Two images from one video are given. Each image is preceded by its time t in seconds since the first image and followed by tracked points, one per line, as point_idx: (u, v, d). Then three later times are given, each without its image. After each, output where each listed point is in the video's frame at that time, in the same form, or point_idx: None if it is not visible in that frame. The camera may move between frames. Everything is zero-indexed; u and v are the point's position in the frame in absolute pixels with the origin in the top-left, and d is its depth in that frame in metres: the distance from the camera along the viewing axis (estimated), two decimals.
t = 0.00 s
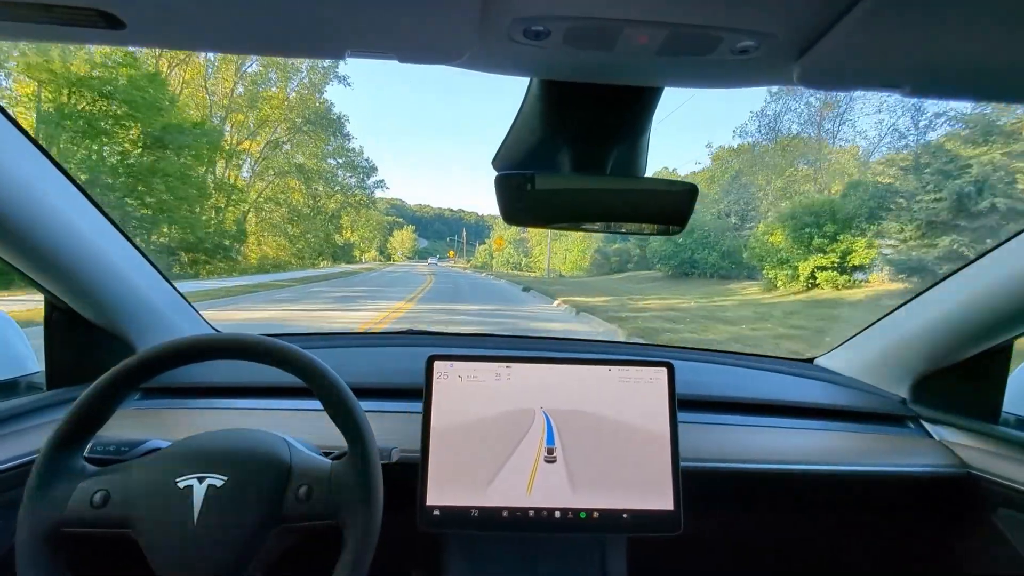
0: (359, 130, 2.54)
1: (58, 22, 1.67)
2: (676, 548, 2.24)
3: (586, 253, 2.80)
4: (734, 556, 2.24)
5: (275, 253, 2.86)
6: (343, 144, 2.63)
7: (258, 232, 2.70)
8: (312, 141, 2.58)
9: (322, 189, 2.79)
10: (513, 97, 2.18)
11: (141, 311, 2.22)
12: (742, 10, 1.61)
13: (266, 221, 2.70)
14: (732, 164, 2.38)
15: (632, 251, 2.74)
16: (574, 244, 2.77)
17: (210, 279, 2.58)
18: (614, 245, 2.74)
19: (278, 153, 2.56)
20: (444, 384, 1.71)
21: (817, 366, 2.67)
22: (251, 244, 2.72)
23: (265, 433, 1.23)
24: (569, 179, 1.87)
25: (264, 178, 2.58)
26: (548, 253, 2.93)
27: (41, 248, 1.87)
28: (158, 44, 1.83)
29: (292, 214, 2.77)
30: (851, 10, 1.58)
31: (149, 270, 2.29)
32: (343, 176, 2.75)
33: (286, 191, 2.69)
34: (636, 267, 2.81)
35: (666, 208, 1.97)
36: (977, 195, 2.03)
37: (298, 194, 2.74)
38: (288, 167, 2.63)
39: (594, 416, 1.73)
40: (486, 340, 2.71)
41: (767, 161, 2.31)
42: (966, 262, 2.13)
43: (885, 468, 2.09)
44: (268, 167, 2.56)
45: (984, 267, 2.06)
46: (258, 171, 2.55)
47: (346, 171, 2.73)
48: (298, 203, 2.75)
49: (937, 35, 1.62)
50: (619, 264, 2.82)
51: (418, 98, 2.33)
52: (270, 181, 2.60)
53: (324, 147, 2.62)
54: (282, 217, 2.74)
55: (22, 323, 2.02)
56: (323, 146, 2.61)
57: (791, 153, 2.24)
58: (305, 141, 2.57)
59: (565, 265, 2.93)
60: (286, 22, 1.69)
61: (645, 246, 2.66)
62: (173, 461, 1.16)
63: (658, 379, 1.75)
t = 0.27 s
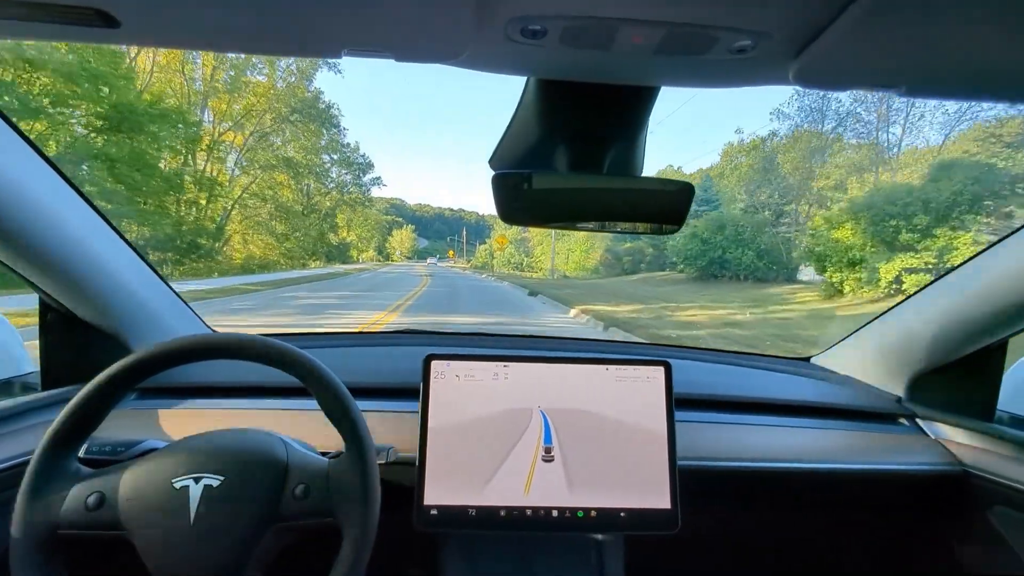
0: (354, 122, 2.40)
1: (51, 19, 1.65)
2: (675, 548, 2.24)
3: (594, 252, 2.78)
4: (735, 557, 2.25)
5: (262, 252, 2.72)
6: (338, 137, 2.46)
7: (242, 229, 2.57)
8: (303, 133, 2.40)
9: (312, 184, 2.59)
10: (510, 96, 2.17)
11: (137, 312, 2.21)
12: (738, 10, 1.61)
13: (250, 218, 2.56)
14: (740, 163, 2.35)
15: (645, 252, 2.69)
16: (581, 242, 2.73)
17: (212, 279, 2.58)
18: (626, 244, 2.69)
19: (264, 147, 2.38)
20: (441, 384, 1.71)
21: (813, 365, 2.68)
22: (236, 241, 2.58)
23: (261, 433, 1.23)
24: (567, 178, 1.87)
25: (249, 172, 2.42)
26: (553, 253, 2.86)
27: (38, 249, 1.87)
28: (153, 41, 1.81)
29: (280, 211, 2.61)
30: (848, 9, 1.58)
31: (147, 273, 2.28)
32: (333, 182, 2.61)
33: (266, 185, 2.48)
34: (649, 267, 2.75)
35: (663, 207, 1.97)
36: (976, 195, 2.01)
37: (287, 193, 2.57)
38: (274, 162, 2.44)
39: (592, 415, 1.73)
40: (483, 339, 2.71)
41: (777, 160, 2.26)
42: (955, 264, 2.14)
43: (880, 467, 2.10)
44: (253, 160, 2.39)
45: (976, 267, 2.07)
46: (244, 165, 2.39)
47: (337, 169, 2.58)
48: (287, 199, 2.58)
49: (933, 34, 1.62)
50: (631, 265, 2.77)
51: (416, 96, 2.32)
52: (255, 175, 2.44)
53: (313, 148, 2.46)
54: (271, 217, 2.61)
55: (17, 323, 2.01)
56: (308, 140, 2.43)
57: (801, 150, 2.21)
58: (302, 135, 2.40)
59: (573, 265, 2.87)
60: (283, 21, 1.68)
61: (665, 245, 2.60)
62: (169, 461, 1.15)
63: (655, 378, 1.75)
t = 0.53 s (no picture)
0: (349, 117, 2.42)
1: (49, 20, 1.65)
2: (675, 548, 2.25)
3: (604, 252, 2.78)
4: (737, 557, 2.25)
5: (250, 252, 2.73)
6: (334, 132, 2.53)
7: (227, 228, 2.59)
8: (296, 126, 2.50)
9: (306, 182, 2.67)
10: (509, 97, 2.18)
11: (137, 312, 2.21)
12: (736, 11, 1.62)
13: (237, 216, 2.59)
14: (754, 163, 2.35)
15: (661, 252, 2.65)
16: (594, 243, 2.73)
17: (209, 278, 2.58)
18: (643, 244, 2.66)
19: (254, 143, 2.48)
20: (440, 384, 1.72)
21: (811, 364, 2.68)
22: (219, 241, 2.58)
23: (260, 433, 1.23)
24: (566, 178, 1.87)
25: (236, 167, 2.50)
26: (559, 253, 2.88)
27: (37, 250, 1.87)
28: (151, 42, 1.82)
29: (268, 209, 2.66)
30: (844, 10, 1.59)
31: (147, 276, 2.26)
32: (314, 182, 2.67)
33: (252, 184, 2.56)
34: (665, 269, 2.72)
35: (661, 207, 1.98)
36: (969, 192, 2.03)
37: (279, 193, 2.64)
38: (263, 155, 2.54)
39: (590, 415, 1.73)
40: (481, 339, 2.71)
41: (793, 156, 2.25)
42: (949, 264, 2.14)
43: (877, 466, 2.11)
44: (241, 153, 2.48)
45: (970, 268, 2.07)
46: (230, 159, 2.47)
47: (325, 175, 2.67)
48: (278, 195, 2.65)
49: (929, 35, 1.63)
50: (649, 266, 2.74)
51: (414, 97, 2.33)
52: (241, 171, 2.52)
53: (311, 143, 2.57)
54: (261, 216, 2.66)
55: (15, 324, 2.01)
56: (309, 137, 2.55)
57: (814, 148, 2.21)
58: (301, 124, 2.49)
59: (581, 264, 2.87)
60: (281, 22, 1.69)
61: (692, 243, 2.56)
62: (167, 462, 1.15)
63: (653, 378, 1.75)
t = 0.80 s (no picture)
0: (349, 115, 2.42)
1: (48, 19, 1.65)
2: (675, 549, 2.25)
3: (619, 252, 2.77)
4: (738, 557, 2.25)
5: (236, 252, 2.66)
6: (330, 126, 2.51)
7: (210, 226, 2.50)
8: (289, 121, 2.50)
9: (299, 176, 2.67)
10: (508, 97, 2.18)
11: (135, 312, 2.20)
12: (735, 12, 1.62)
13: (219, 213, 2.50)
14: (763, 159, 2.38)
15: (680, 250, 2.66)
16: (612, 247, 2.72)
17: (207, 279, 2.57)
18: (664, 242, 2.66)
19: (244, 139, 2.45)
20: (440, 385, 1.72)
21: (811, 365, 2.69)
22: (204, 239, 2.49)
23: (259, 433, 1.23)
24: (566, 179, 1.87)
25: (221, 160, 2.42)
26: (566, 251, 2.95)
27: (36, 250, 1.86)
28: (150, 42, 1.82)
29: (258, 206, 2.61)
30: (843, 11, 1.59)
31: (144, 275, 2.25)
32: (298, 180, 2.68)
33: (237, 179, 2.51)
34: (687, 271, 2.71)
35: (660, 208, 1.98)
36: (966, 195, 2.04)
37: (273, 191, 2.63)
38: (249, 147, 2.49)
39: (589, 415, 1.73)
40: (481, 340, 2.71)
41: (809, 152, 2.27)
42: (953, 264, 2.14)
43: (876, 467, 2.11)
44: (227, 146, 2.41)
45: (969, 270, 2.07)
46: (217, 153, 2.40)
47: (311, 178, 2.70)
48: (269, 191, 2.62)
49: (928, 36, 1.64)
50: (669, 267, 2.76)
51: (414, 97, 2.33)
52: (230, 165, 2.46)
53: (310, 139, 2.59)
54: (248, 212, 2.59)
55: (13, 324, 2.01)
56: (303, 134, 2.57)
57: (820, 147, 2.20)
58: (295, 116, 2.45)
59: (586, 264, 2.93)
60: (280, 22, 1.68)
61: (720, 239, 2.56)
62: (165, 462, 1.15)
63: (652, 379, 1.75)
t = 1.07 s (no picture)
0: (350, 116, 2.42)
1: (47, 21, 1.65)
2: (675, 549, 2.25)
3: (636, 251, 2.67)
4: (738, 557, 2.25)
5: (224, 250, 2.60)
6: (328, 120, 2.45)
7: (194, 221, 2.44)
8: (287, 110, 2.35)
9: (289, 169, 2.55)
10: (509, 99, 2.18)
11: (136, 314, 2.21)
12: (734, 12, 1.62)
13: (202, 207, 2.45)
14: (783, 154, 2.30)
15: (710, 251, 2.54)
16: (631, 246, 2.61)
17: (208, 279, 2.58)
18: (691, 241, 2.55)
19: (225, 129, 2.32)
20: (440, 385, 1.71)
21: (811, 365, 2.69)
22: (187, 236, 2.42)
23: (259, 434, 1.23)
24: (566, 178, 1.87)
25: (208, 150, 2.34)
26: (574, 250, 2.85)
27: (38, 253, 1.87)
28: (151, 43, 1.81)
29: (245, 201, 2.54)
30: (842, 11, 1.59)
31: (144, 276, 2.26)
32: (289, 175, 2.57)
33: (220, 172, 2.42)
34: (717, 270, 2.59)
35: (660, 208, 1.98)
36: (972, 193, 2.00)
37: (261, 188, 2.54)
38: (235, 138, 2.36)
39: (590, 416, 1.73)
40: (481, 341, 2.71)
41: (830, 144, 2.21)
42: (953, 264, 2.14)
43: (876, 467, 2.11)
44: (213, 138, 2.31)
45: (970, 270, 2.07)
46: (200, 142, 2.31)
47: (304, 175, 2.60)
48: (257, 186, 2.53)
49: (928, 36, 1.63)
50: (696, 270, 2.63)
51: (414, 98, 2.32)
52: (216, 157, 2.37)
53: (307, 133, 2.49)
54: (229, 210, 2.51)
55: (14, 325, 2.01)
56: (300, 134, 2.49)
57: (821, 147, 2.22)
58: (290, 108, 2.34)
59: (595, 263, 2.83)
60: (280, 23, 1.68)
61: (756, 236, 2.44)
62: (166, 462, 1.15)
63: (653, 379, 1.75)
